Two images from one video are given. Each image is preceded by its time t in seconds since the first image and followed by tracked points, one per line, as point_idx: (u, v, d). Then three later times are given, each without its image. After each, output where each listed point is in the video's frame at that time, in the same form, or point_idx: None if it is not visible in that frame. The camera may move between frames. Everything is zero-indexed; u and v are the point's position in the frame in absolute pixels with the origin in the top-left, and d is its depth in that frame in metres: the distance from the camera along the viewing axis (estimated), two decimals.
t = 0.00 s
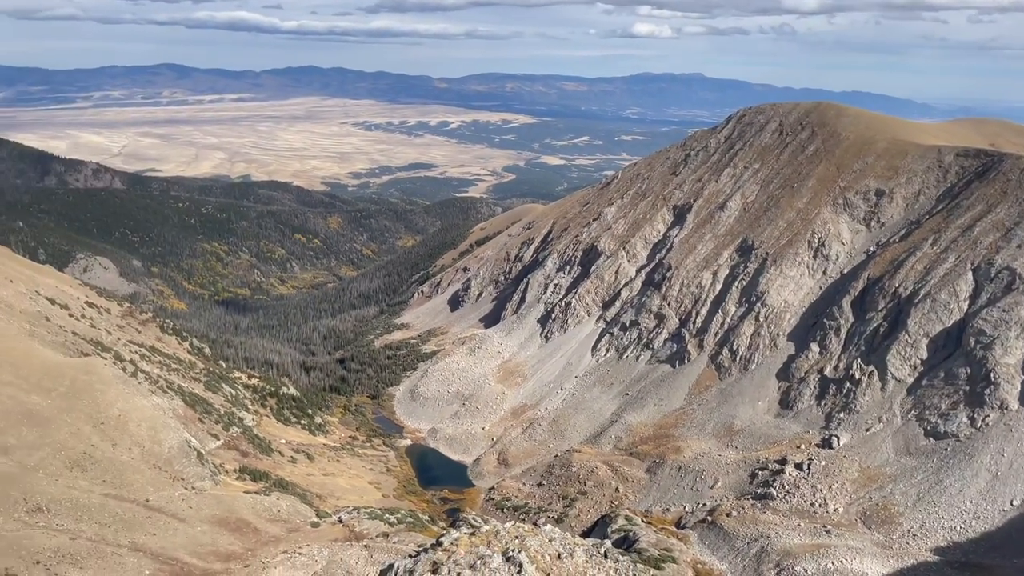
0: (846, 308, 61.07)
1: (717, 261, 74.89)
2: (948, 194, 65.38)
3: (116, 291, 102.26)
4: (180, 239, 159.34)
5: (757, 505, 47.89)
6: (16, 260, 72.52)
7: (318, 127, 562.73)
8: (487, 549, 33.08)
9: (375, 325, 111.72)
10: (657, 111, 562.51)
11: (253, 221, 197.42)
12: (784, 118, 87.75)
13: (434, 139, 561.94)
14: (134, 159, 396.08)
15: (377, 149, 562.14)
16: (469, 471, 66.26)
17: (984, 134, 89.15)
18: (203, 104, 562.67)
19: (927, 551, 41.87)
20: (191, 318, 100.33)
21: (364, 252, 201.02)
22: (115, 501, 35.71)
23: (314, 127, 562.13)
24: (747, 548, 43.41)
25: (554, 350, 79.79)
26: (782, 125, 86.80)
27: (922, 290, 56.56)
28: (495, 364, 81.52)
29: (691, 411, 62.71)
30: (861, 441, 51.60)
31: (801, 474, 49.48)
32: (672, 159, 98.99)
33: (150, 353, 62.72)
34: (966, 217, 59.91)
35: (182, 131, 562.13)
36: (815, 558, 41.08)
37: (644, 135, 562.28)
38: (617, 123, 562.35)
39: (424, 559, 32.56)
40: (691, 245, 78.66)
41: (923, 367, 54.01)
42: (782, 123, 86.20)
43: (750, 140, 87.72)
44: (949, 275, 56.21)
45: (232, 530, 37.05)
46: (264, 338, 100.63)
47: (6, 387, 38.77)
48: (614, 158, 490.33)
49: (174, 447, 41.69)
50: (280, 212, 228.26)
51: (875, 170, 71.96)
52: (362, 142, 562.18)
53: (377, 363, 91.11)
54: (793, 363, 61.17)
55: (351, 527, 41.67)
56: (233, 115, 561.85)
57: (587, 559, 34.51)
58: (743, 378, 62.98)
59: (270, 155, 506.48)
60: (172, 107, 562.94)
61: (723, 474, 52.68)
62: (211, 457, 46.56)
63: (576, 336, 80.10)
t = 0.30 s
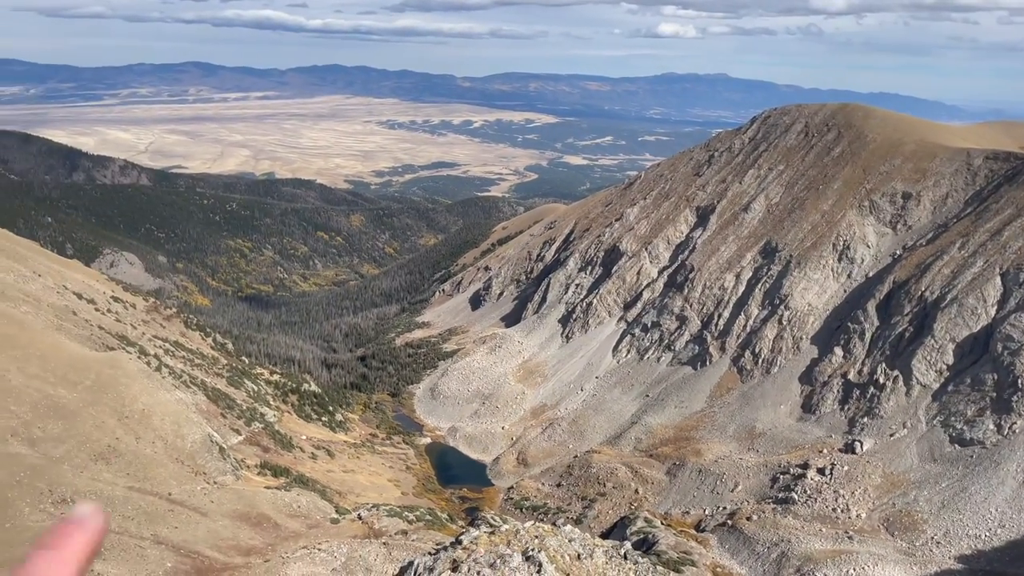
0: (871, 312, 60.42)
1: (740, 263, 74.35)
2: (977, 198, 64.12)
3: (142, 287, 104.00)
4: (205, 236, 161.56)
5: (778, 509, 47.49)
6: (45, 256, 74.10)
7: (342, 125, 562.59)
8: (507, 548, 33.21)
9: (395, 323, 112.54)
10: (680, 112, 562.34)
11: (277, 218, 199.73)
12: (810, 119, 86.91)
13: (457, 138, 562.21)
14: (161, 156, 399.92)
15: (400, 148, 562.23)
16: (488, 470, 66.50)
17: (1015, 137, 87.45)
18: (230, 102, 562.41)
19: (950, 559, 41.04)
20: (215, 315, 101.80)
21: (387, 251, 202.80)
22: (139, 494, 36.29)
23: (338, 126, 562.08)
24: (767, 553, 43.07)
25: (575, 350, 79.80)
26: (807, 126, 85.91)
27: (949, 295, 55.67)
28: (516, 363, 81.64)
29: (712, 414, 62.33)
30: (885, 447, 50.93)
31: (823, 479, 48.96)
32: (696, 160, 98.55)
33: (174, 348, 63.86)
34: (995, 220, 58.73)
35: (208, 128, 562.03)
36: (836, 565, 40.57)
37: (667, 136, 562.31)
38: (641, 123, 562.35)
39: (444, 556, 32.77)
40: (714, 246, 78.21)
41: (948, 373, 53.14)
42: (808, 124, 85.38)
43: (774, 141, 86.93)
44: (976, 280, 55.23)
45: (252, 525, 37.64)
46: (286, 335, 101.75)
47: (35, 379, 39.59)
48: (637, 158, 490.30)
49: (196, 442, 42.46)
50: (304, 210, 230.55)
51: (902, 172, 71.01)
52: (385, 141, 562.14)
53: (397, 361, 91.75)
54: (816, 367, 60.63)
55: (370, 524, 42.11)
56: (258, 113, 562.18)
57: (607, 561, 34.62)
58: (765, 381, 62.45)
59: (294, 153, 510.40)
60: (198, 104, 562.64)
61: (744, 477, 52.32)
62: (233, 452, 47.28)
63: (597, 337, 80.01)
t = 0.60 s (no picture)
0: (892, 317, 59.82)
1: (759, 266, 74.02)
2: (1002, 203, 62.92)
3: (163, 283, 105.25)
4: (226, 234, 163.14)
5: (795, 514, 47.09)
6: (70, 252, 75.48)
7: (362, 125, 562.83)
8: (522, 549, 33.30)
9: (413, 322, 113.15)
10: (700, 113, 562.33)
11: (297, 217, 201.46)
12: (832, 122, 86.23)
13: (476, 138, 562.50)
14: (183, 154, 403.30)
15: (420, 147, 562.53)
16: (504, 470, 66.61)
17: None
18: (253, 101, 562.54)
19: (969, 567, 40.00)
20: (235, 312, 103.13)
21: (405, 250, 204.24)
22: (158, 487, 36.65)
23: (359, 125, 562.27)
24: (784, 558, 42.54)
25: (592, 351, 79.73)
26: (830, 129, 85.12)
27: (972, 300, 54.82)
28: (533, 364, 81.71)
29: (729, 417, 61.96)
30: (904, 453, 50.32)
31: (841, 485, 48.54)
32: (716, 162, 98.06)
33: (194, 344, 64.74)
34: (1019, 224, 57.36)
35: (230, 127, 562.08)
36: (854, 572, 39.94)
37: (688, 138, 562.36)
38: (660, 124, 562.35)
39: (459, 555, 32.92)
40: (733, 249, 77.85)
41: (970, 379, 52.41)
42: (830, 127, 84.67)
43: (796, 144, 86.25)
44: (1000, 286, 54.34)
45: (269, 521, 37.90)
46: (305, 332, 102.57)
47: (58, 374, 39.88)
48: (656, 160, 489.83)
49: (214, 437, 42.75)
50: (324, 209, 232.31)
51: (925, 176, 70.18)
52: (405, 140, 562.28)
53: (414, 360, 92.17)
54: (835, 372, 60.16)
55: (386, 522, 42.50)
56: (280, 112, 562.26)
57: (621, 563, 34.58)
58: (784, 386, 61.97)
59: (315, 152, 513.15)
60: (221, 103, 562.60)
61: (761, 481, 52.04)
62: (251, 449, 47.72)
63: (614, 338, 79.86)
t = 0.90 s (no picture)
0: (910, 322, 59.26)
1: (776, 270, 73.66)
2: None
3: (181, 279, 106.13)
4: (243, 231, 164.23)
5: (810, 520, 46.65)
6: (90, 248, 76.53)
7: (380, 124, 562.93)
8: (535, 549, 33.32)
9: (428, 321, 113.58)
10: (718, 116, 562.41)
11: (314, 216, 202.73)
12: (852, 125, 85.53)
13: (494, 139, 562.51)
14: (203, 151, 405.77)
15: (436, 147, 562.48)
16: (517, 470, 66.59)
17: None
18: (272, 99, 562.42)
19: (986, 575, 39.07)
20: (252, 309, 103.97)
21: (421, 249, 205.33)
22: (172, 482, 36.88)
23: (377, 125, 562.25)
24: (798, 564, 41.84)
25: (607, 353, 79.58)
26: (849, 132, 84.49)
27: (992, 306, 54.08)
28: (547, 364, 81.69)
29: (744, 421, 61.59)
30: (921, 460, 49.83)
31: (856, 491, 48.11)
32: (734, 165, 97.61)
33: (211, 340, 65.39)
34: None
35: (248, 125, 562.12)
36: None
37: (706, 139, 562.38)
38: (678, 126, 562.30)
39: (472, 554, 33.03)
40: (750, 251, 77.44)
41: (990, 387, 51.59)
42: (850, 130, 83.94)
43: (815, 146, 85.62)
44: (1021, 292, 53.53)
45: (283, 517, 37.93)
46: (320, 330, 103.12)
47: (77, 367, 40.21)
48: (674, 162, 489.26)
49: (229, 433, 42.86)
50: (341, 207, 233.63)
51: (946, 181, 69.37)
52: (422, 140, 562.22)
53: (429, 360, 92.45)
54: (852, 377, 59.66)
55: (399, 521, 42.76)
56: (299, 111, 562.24)
57: (634, 565, 34.43)
58: (800, 390, 61.50)
59: (332, 150, 514.71)
60: (241, 101, 562.51)
61: (776, 486, 51.73)
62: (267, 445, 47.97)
63: (629, 340, 79.71)
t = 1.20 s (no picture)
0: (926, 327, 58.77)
1: (791, 272, 73.15)
2: None
3: (196, 275, 107.04)
4: (258, 228, 165.37)
5: (822, 524, 46.31)
6: (107, 244, 77.44)
7: (395, 123, 562.95)
8: (546, 549, 33.38)
9: (440, 320, 113.96)
10: (734, 116, 562.48)
11: (329, 213, 203.91)
12: (869, 127, 84.90)
13: (508, 138, 562.63)
14: (219, 148, 407.57)
15: (451, 146, 562.82)
16: (528, 470, 66.67)
17: None
18: (288, 97, 562.28)
19: None
20: (266, 306, 104.81)
21: (435, 248, 206.44)
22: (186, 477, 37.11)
23: (392, 123, 562.44)
24: (809, 567, 41.43)
25: (619, 353, 79.46)
26: (866, 133, 83.83)
27: (1009, 311, 53.44)
28: (560, 364, 81.68)
29: (757, 423, 61.35)
30: (935, 465, 49.49)
31: (869, 495, 47.76)
32: (749, 166, 97.10)
33: (225, 336, 66.01)
34: None
35: (264, 122, 562.10)
36: None
37: (721, 140, 562.49)
38: (693, 127, 562.47)
39: (483, 552, 33.21)
40: (764, 253, 77.08)
41: (1006, 392, 50.87)
42: (867, 132, 83.27)
43: (832, 148, 85.08)
44: None
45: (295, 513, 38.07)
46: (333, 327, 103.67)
47: (93, 362, 40.65)
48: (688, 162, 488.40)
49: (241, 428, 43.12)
50: (356, 205, 234.84)
51: (964, 184, 68.68)
52: (437, 139, 562.51)
53: (441, 358, 92.83)
54: (866, 380, 59.29)
55: (410, 518, 43.01)
56: (315, 109, 562.27)
57: (645, 566, 34.36)
58: (813, 393, 61.14)
59: (347, 149, 516.35)
60: (257, 98, 562.45)
61: (788, 489, 51.49)
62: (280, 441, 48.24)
63: (642, 340, 79.61)
